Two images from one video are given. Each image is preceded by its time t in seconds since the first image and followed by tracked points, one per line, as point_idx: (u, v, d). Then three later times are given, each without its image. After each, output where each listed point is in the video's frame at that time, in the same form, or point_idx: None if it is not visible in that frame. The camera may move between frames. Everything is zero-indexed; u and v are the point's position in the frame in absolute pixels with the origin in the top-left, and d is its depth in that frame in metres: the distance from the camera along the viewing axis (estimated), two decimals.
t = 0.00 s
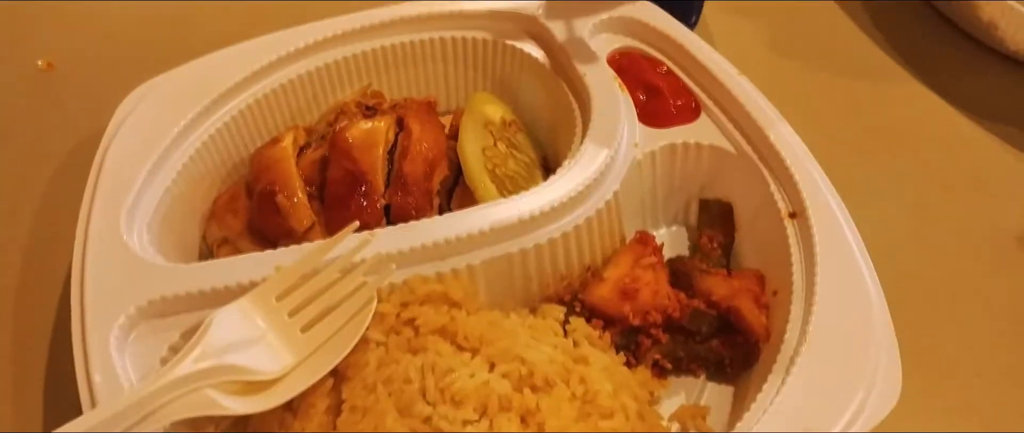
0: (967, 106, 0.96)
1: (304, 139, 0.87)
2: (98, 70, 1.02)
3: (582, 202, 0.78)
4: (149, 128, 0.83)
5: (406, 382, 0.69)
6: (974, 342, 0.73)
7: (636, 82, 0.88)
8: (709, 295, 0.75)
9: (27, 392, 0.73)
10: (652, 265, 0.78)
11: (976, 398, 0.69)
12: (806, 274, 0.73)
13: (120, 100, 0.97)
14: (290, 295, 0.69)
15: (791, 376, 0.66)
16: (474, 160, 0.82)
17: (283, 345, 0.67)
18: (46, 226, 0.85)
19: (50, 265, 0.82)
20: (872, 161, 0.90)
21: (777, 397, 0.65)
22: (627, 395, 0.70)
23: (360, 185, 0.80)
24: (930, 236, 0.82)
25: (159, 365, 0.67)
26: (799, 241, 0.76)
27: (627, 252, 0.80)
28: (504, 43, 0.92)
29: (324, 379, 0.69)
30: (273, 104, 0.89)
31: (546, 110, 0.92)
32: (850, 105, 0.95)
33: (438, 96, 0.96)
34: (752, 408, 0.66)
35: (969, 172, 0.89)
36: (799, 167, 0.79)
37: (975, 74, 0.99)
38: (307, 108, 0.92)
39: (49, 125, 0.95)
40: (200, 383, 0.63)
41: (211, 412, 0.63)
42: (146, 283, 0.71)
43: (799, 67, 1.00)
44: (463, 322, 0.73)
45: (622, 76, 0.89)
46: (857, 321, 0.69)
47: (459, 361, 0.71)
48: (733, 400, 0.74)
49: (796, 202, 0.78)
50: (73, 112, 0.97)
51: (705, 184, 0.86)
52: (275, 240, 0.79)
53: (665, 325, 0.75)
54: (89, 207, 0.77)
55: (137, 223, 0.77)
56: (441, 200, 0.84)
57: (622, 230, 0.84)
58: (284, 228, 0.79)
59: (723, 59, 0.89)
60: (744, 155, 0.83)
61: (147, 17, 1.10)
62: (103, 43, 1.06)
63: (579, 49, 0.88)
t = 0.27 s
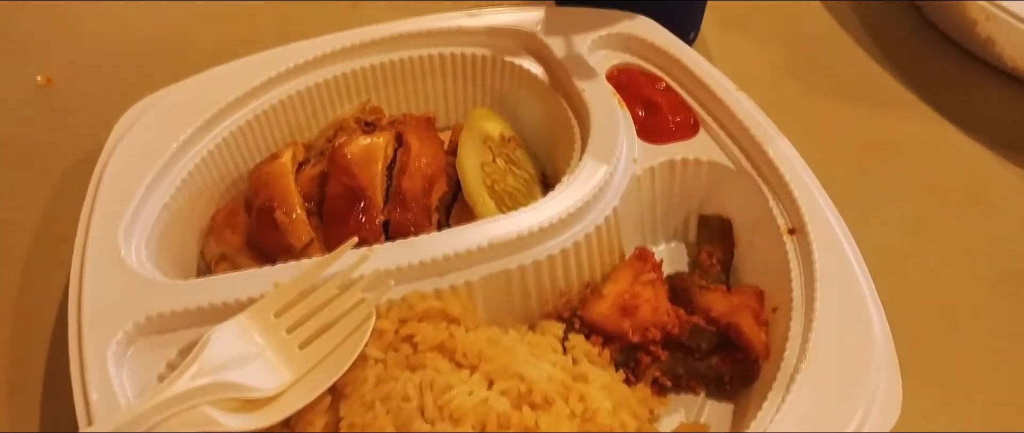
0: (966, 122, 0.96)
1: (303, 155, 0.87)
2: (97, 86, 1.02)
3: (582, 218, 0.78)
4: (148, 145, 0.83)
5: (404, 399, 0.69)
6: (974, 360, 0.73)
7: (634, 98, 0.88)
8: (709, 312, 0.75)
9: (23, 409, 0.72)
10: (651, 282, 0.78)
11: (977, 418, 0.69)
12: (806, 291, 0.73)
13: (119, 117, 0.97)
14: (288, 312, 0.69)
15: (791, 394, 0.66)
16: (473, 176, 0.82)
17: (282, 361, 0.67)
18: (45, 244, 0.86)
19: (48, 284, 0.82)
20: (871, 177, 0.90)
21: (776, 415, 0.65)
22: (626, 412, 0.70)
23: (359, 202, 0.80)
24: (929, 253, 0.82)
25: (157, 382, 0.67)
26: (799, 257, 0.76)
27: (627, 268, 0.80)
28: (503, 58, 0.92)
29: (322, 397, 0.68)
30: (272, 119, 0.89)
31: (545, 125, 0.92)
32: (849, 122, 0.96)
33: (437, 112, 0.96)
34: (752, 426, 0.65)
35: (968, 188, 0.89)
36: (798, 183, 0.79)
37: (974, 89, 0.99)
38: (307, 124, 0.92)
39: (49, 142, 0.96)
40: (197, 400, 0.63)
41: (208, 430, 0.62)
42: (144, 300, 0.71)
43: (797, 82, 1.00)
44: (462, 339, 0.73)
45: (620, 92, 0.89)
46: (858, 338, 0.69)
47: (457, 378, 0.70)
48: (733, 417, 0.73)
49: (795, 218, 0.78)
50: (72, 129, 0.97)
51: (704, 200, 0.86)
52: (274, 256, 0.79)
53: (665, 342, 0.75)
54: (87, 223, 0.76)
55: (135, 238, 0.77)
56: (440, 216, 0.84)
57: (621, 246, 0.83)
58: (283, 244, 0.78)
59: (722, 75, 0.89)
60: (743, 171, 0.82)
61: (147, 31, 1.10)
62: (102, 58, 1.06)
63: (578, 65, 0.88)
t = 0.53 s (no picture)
0: (962, 141, 0.96)
1: (299, 174, 0.87)
2: (93, 105, 1.03)
3: (578, 236, 0.78)
4: (144, 164, 0.83)
5: (400, 418, 0.69)
6: (969, 384, 0.73)
7: (630, 118, 0.88)
8: (705, 330, 0.75)
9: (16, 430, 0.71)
10: (648, 301, 0.78)
11: None
12: (802, 309, 0.73)
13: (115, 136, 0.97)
14: (283, 330, 0.69)
15: (787, 413, 0.66)
16: (469, 195, 0.82)
17: (278, 380, 0.67)
18: (40, 263, 0.85)
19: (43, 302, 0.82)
20: (866, 197, 0.90)
21: None
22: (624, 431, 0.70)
23: (355, 220, 0.80)
24: (924, 275, 0.83)
25: (151, 400, 0.66)
26: (795, 275, 0.76)
27: (623, 287, 0.79)
28: (500, 78, 0.92)
29: (317, 415, 0.68)
30: (268, 138, 0.89)
31: (541, 145, 0.92)
32: (844, 141, 0.96)
33: (433, 131, 0.96)
34: None
35: (964, 209, 0.89)
36: (793, 201, 0.79)
37: (969, 108, 1.00)
38: (303, 143, 0.92)
39: (45, 160, 0.96)
40: (192, 419, 0.63)
41: None
42: (139, 318, 0.71)
43: (793, 101, 1.01)
44: (458, 358, 0.73)
45: (617, 112, 0.89)
46: (855, 357, 0.69)
47: (453, 398, 0.70)
48: None
49: (791, 236, 0.78)
50: (68, 148, 0.97)
51: (701, 217, 0.86)
52: (269, 275, 0.79)
53: (661, 361, 0.75)
54: (82, 243, 0.76)
55: (131, 257, 0.76)
56: (436, 235, 0.84)
57: (617, 265, 0.83)
58: (278, 263, 0.78)
59: (719, 94, 0.90)
60: (739, 190, 0.83)
61: (144, 49, 1.11)
62: (100, 76, 1.06)
63: (574, 84, 0.89)
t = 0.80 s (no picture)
0: (956, 165, 0.97)
1: (296, 197, 0.87)
2: (89, 126, 1.03)
3: (575, 259, 0.78)
4: (140, 187, 0.83)
5: None
6: (965, 409, 0.74)
7: (625, 141, 0.88)
8: (701, 354, 0.75)
9: None
10: (644, 324, 0.78)
11: None
12: (798, 332, 0.73)
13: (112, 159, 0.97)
14: (279, 353, 0.68)
15: None
16: (466, 218, 0.82)
17: (272, 404, 0.67)
18: (35, 288, 0.85)
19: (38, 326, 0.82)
20: (861, 219, 0.90)
21: None
22: None
23: (351, 243, 0.80)
24: (921, 299, 0.83)
25: (146, 424, 0.66)
26: (790, 299, 0.76)
27: (619, 310, 0.79)
28: (497, 101, 0.93)
29: None
30: (265, 161, 0.89)
31: (537, 168, 0.92)
32: (838, 165, 0.96)
33: (430, 154, 0.96)
34: None
35: (959, 233, 0.89)
36: (790, 225, 0.79)
37: (963, 132, 1.01)
38: (300, 167, 0.92)
39: (41, 183, 0.96)
40: None
41: None
42: (134, 342, 0.70)
43: (787, 124, 1.01)
44: (454, 381, 0.72)
45: (612, 135, 0.89)
46: (851, 380, 0.69)
47: (448, 422, 0.69)
48: None
49: (787, 259, 0.78)
50: (65, 170, 0.97)
51: (696, 241, 0.86)
52: (265, 298, 0.79)
53: (657, 384, 0.75)
54: (78, 266, 0.76)
55: (126, 280, 0.76)
56: (432, 257, 0.84)
57: (614, 288, 0.83)
58: (273, 286, 0.78)
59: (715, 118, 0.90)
60: (734, 213, 0.83)
61: (140, 71, 1.11)
62: (96, 98, 1.07)
63: (570, 108, 0.89)
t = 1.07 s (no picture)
0: (950, 185, 0.97)
1: (292, 217, 0.87)
2: (85, 145, 1.03)
3: (571, 279, 0.78)
4: (136, 207, 0.83)
5: None
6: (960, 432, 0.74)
7: (622, 162, 0.89)
8: (698, 375, 0.75)
9: None
10: (641, 344, 0.77)
11: None
12: (795, 354, 0.73)
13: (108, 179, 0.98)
14: (275, 374, 0.68)
15: None
16: (462, 239, 0.82)
17: (268, 426, 0.66)
18: (30, 310, 0.85)
19: (35, 348, 0.82)
20: (857, 239, 0.91)
21: None
22: None
23: (347, 263, 0.80)
24: (916, 320, 0.83)
25: None
26: (787, 320, 0.76)
27: (616, 331, 0.79)
28: (493, 122, 0.93)
29: None
30: (261, 182, 0.89)
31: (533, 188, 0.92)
32: (833, 184, 0.97)
33: (427, 174, 0.96)
34: None
35: (955, 253, 0.89)
36: (786, 246, 0.79)
37: (958, 152, 1.01)
38: (296, 187, 0.92)
39: (37, 204, 0.96)
40: None
41: None
42: (129, 363, 0.70)
43: (782, 144, 1.02)
44: (450, 402, 0.72)
45: (608, 156, 0.90)
46: (849, 402, 0.68)
47: None
48: None
49: (783, 280, 0.78)
50: (61, 190, 0.98)
51: (692, 262, 0.86)
52: (260, 319, 0.79)
53: (654, 405, 0.75)
54: (73, 286, 0.76)
55: (121, 301, 0.76)
56: (428, 278, 0.83)
57: (610, 309, 0.83)
58: (269, 307, 0.78)
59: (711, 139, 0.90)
60: (730, 234, 0.83)
61: (136, 90, 1.11)
62: (92, 116, 1.07)
63: (566, 128, 0.89)
